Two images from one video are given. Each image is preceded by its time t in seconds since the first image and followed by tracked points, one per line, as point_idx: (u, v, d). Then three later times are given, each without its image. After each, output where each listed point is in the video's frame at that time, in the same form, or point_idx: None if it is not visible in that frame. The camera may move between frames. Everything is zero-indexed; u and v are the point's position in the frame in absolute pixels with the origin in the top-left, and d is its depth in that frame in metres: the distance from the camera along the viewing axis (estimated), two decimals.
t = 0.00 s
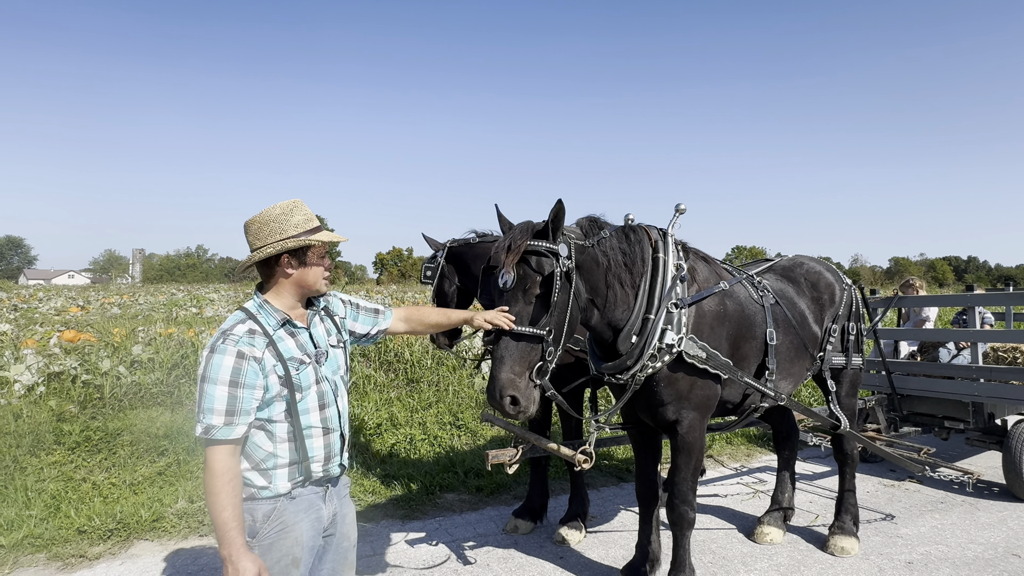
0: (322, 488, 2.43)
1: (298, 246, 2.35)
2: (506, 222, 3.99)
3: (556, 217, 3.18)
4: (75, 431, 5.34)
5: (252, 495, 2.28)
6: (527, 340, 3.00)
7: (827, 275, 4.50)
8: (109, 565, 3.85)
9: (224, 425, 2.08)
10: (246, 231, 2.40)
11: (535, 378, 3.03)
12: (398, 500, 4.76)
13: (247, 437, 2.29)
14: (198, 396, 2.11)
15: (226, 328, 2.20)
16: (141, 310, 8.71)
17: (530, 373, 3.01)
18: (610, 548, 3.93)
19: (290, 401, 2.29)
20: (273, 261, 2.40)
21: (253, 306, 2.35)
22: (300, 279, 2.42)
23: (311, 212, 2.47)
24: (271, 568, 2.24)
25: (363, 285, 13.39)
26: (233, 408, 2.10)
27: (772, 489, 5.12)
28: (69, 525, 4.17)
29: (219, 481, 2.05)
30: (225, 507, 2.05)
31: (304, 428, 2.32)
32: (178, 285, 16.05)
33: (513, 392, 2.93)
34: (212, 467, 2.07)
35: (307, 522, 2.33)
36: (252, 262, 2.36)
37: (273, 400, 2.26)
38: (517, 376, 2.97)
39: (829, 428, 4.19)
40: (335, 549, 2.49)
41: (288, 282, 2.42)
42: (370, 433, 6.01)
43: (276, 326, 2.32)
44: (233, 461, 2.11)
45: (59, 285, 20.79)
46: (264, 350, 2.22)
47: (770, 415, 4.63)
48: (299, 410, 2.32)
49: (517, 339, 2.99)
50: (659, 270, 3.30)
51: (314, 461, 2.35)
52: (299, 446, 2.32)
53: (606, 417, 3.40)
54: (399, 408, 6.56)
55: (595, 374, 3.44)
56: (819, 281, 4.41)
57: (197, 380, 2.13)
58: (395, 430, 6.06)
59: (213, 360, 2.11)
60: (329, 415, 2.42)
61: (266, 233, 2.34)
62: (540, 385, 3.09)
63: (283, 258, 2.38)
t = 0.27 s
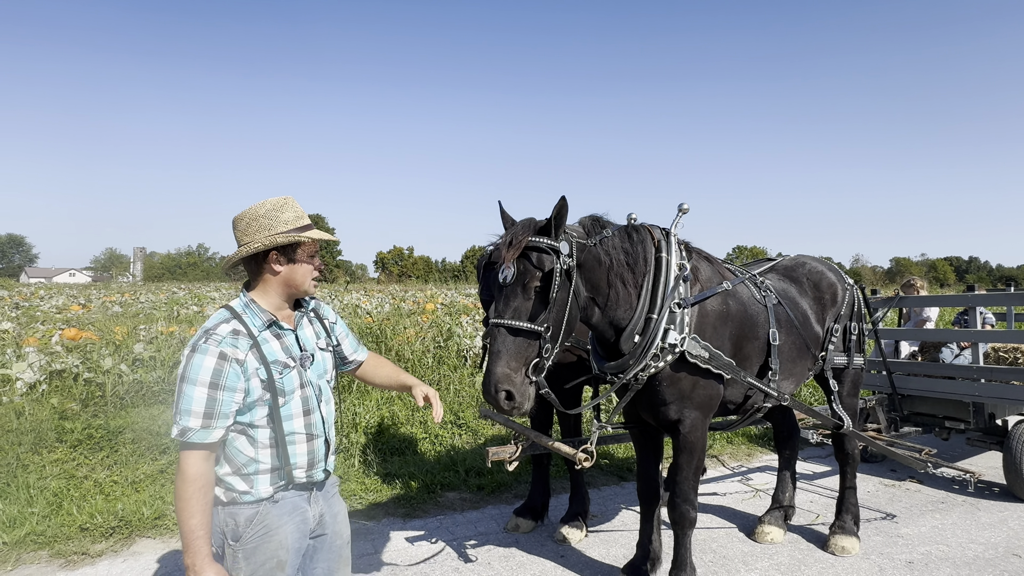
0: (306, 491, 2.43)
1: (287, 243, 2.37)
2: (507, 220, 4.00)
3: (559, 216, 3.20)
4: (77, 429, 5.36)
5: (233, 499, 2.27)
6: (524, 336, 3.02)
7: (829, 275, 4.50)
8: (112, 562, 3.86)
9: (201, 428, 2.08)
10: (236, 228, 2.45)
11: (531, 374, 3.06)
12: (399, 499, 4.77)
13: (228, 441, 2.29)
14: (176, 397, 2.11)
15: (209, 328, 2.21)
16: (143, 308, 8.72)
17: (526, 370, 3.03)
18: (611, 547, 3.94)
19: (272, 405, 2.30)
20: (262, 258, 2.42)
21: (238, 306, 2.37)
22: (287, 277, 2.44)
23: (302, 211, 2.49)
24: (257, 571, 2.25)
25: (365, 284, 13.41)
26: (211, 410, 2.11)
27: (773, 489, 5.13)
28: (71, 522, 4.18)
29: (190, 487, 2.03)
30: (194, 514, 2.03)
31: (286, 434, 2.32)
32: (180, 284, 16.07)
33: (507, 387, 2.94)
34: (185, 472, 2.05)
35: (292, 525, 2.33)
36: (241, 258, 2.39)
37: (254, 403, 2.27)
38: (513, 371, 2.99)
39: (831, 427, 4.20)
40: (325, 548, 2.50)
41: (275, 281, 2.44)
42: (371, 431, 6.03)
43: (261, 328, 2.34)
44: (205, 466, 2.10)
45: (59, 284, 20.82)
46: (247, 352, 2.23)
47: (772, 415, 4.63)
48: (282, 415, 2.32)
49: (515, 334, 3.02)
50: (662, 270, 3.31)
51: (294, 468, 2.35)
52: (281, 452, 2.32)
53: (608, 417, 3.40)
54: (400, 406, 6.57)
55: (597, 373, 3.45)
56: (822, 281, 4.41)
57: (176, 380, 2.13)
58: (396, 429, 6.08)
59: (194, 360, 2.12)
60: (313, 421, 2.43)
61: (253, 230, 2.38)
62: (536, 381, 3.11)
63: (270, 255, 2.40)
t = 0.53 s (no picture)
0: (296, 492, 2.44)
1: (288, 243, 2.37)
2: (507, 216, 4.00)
3: (557, 215, 3.20)
4: (77, 425, 5.36)
5: (223, 503, 2.27)
6: (520, 333, 3.04)
7: (830, 275, 4.51)
8: (112, 559, 3.87)
9: (197, 431, 2.06)
10: (236, 223, 2.44)
11: (527, 372, 3.06)
12: (399, 496, 4.77)
13: (219, 444, 2.28)
14: (171, 398, 2.08)
15: (206, 327, 2.18)
16: (143, 305, 8.72)
17: (522, 367, 3.04)
18: (611, 545, 3.95)
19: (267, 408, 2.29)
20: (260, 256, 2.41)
21: (235, 305, 2.36)
22: (285, 278, 2.43)
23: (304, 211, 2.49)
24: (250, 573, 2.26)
25: (364, 282, 13.43)
26: (207, 413, 2.09)
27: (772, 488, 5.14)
28: (72, 519, 4.19)
29: (181, 492, 2.03)
30: (183, 520, 2.03)
31: (279, 436, 2.33)
32: (179, 282, 16.07)
33: (503, 384, 2.97)
34: (175, 477, 2.05)
35: (283, 526, 2.34)
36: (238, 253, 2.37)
37: (249, 406, 2.25)
38: (509, 368, 3.01)
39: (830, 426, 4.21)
40: (317, 545, 2.52)
41: (272, 280, 2.43)
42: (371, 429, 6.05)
43: (258, 328, 2.34)
44: (195, 471, 2.09)
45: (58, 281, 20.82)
46: (245, 353, 2.22)
47: (772, 414, 4.64)
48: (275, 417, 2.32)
49: (511, 331, 3.04)
50: (663, 269, 3.31)
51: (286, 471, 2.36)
52: (273, 455, 2.31)
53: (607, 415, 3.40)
54: (400, 404, 6.59)
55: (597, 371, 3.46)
56: (822, 281, 4.42)
57: (171, 381, 2.10)
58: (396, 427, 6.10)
59: (191, 360, 2.10)
60: (305, 423, 2.44)
61: (252, 228, 2.37)
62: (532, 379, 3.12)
63: (269, 254, 2.39)
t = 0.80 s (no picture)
0: (280, 490, 2.45)
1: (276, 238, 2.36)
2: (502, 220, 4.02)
3: (548, 215, 3.20)
4: (73, 422, 5.34)
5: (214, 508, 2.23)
6: (514, 333, 3.03)
7: (825, 274, 4.52)
8: (108, 556, 3.86)
9: (200, 426, 2.03)
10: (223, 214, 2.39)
11: (521, 371, 3.06)
12: (396, 494, 4.77)
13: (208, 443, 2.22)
14: (167, 395, 2.01)
15: (196, 321, 2.14)
16: (138, 302, 8.69)
17: (516, 366, 3.04)
18: (607, 543, 3.96)
19: (259, 403, 2.28)
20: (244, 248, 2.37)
21: (219, 298, 2.29)
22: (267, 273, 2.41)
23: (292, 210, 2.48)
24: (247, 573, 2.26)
25: (361, 280, 13.42)
26: (209, 407, 2.06)
27: (767, 486, 5.16)
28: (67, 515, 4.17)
29: (192, 488, 2.02)
30: (200, 515, 2.03)
31: (270, 431, 2.33)
32: (174, 279, 16.01)
33: (496, 383, 2.97)
34: (183, 475, 2.02)
35: (273, 525, 2.36)
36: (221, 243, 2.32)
37: (242, 402, 2.22)
38: (503, 367, 3.01)
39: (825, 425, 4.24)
40: (301, 542, 2.55)
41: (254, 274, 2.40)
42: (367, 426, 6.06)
43: (245, 322, 2.30)
44: (200, 467, 2.07)
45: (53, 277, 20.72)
46: (239, 347, 2.20)
47: (767, 413, 4.66)
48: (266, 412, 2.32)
49: (504, 332, 3.03)
50: (657, 267, 3.32)
51: (276, 466, 2.36)
52: (264, 450, 2.31)
53: (603, 412, 3.41)
54: (396, 402, 6.59)
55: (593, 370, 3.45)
56: (818, 280, 4.44)
57: (163, 377, 2.03)
58: (392, 425, 6.11)
59: (188, 355, 2.05)
60: (291, 418, 2.45)
61: (240, 220, 2.33)
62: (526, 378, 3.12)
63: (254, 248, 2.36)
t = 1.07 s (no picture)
0: (236, 494, 2.43)
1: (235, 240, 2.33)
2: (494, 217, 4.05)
3: (534, 210, 3.22)
4: (61, 420, 5.30)
5: (176, 517, 2.18)
6: (498, 326, 3.04)
7: (816, 274, 4.56)
8: (96, 553, 3.83)
9: (154, 425, 1.98)
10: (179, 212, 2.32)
11: (505, 362, 3.07)
12: (387, 491, 4.77)
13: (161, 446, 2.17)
14: (117, 394, 1.96)
15: (149, 319, 2.10)
16: (127, 298, 8.62)
17: (500, 358, 3.04)
18: (598, 541, 3.97)
19: (214, 404, 2.25)
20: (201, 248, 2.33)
21: (171, 297, 2.25)
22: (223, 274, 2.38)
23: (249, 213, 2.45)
24: None
25: (354, 277, 13.39)
26: (163, 406, 2.01)
27: (757, 485, 5.20)
28: (55, 513, 4.14)
29: (134, 493, 1.92)
30: (147, 518, 1.93)
31: (227, 433, 2.30)
32: (165, 275, 15.90)
33: (477, 373, 2.96)
34: (127, 479, 1.92)
35: (236, 528, 2.35)
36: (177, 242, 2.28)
37: (196, 402, 2.19)
38: (486, 358, 3.01)
39: (814, 424, 4.27)
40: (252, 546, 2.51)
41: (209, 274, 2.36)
42: (359, 424, 6.06)
43: (200, 321, 2.27)
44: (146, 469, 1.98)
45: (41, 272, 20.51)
46: (194, 345, 2.18)
47: (757, 412, 4.69)
48: (223, 414, 2.29)
49: (487, 324, 3.05)
50: (649, 264, 3.34)
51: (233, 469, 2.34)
52: (221, 453, 2.28)
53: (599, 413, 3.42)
54: (389, 400, 6.59)
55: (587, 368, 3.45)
56: (808, 280, 4.47)
57: (113, 376, 1.97)
58: (384, 422, 6.11)
59: (141, 352, 2.01)
60: (247, 420, 2.42)
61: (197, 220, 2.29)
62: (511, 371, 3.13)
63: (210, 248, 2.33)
